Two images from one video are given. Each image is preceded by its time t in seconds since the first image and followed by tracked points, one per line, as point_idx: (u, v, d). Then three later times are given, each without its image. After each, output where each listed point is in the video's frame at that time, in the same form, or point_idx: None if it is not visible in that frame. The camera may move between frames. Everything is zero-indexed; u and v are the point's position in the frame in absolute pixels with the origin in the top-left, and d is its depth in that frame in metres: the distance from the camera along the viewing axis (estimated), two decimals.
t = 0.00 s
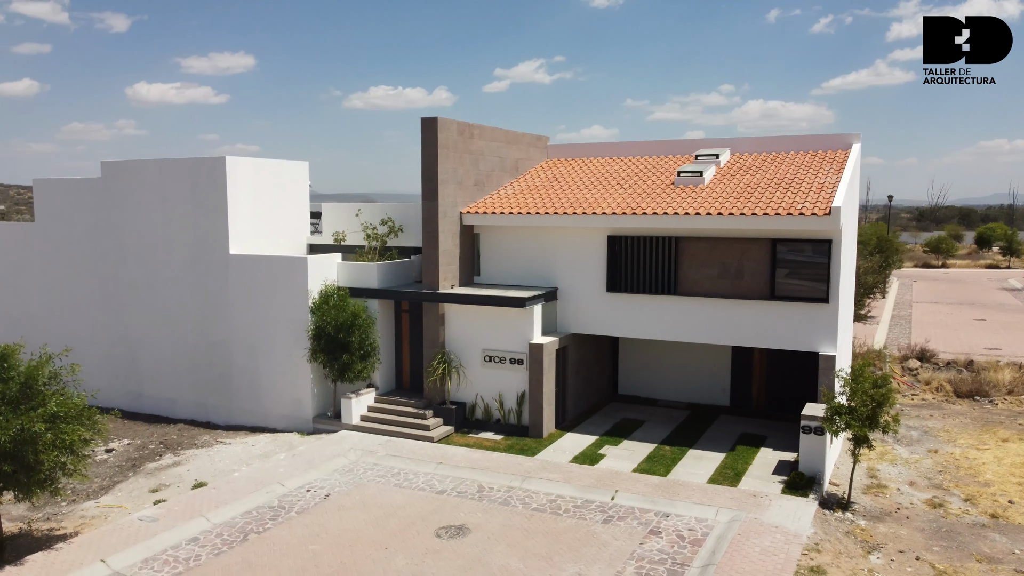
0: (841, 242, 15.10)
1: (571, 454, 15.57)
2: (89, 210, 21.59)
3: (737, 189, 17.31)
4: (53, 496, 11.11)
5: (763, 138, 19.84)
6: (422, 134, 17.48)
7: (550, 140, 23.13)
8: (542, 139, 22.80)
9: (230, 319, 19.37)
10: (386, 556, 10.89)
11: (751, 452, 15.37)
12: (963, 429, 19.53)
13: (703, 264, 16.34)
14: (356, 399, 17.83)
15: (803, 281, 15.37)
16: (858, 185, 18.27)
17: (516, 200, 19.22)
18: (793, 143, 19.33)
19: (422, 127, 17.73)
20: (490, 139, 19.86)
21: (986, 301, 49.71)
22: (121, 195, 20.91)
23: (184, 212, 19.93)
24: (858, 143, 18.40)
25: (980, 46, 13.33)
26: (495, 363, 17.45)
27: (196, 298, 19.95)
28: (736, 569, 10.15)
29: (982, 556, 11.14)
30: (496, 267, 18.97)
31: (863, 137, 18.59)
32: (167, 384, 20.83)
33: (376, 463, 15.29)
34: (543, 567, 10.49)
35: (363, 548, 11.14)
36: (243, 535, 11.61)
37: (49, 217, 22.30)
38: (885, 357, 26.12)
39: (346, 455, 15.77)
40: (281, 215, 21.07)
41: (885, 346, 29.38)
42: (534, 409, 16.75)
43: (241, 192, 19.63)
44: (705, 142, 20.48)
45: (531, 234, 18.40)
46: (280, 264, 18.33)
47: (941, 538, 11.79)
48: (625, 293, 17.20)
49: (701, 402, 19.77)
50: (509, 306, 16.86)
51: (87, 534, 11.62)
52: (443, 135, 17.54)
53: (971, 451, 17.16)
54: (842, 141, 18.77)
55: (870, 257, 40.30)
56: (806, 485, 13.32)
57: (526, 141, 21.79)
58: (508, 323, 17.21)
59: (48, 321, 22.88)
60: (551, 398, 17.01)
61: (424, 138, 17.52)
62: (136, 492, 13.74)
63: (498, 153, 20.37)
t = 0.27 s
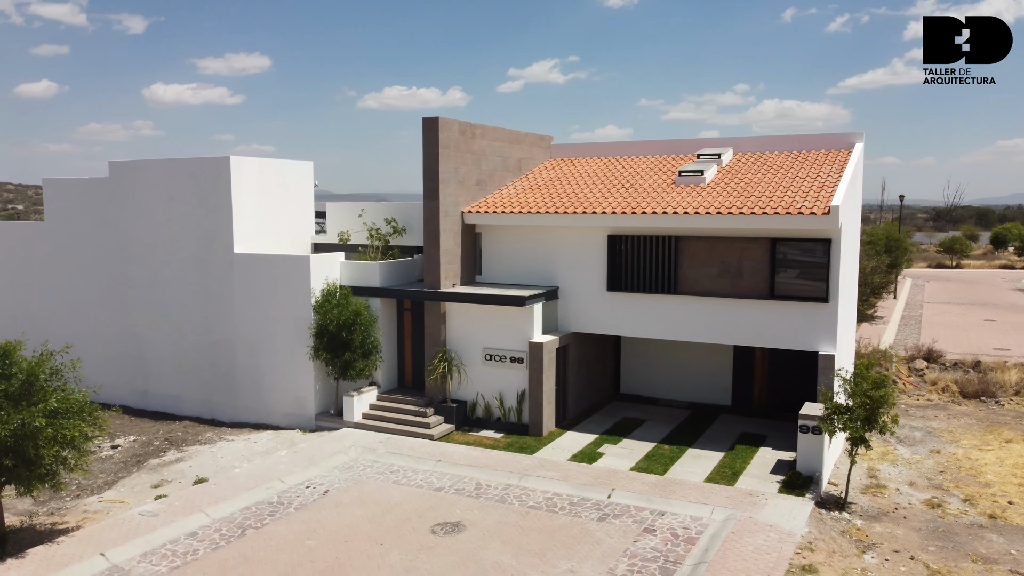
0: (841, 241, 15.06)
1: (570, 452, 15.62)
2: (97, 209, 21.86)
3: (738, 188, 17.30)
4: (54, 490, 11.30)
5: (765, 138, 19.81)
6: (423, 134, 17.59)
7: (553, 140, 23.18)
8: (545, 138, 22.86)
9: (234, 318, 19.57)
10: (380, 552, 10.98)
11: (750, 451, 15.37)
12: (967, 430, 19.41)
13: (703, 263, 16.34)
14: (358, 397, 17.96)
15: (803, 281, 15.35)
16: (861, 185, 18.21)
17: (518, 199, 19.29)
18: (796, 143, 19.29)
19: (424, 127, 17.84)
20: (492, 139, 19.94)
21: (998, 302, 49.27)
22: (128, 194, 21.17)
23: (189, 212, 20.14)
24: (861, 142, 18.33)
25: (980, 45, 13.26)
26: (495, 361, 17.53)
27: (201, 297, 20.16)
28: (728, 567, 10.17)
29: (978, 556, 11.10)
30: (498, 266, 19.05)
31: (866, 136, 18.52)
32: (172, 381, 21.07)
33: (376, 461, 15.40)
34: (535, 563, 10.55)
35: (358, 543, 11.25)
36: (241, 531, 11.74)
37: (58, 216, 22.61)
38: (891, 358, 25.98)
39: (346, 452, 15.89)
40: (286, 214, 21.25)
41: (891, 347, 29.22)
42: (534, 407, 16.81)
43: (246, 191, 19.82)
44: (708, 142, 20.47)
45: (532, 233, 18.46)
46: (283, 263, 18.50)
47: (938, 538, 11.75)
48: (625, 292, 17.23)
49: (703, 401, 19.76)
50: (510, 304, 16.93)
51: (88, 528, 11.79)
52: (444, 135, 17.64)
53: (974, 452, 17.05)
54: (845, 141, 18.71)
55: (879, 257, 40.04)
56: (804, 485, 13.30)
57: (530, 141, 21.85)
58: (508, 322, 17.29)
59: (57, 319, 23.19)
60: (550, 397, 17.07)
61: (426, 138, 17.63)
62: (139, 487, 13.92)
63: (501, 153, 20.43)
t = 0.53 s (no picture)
0: (840, 241, 15.01)
1: (569, 451, 15.66)
2: (105, 209, 22.11)
3: (739, 187, 17.28)
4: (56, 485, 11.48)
5: (768, 137, 19.77)
6: (425, 134, 17.68)
7: (557, 140, 23.23)
8: (549, 138, 22.91)
9: (238, 317, 19.75)
10: (376, 548, 11.07)
11: (749, 451, 15.35)
12: (972, 431, 19.29)
13: (703, 263, 16.34)
14: (359, 395, 18.07)
15: (802, 281, 15.32)
16: (863, 185, 18.14)
17: (520, 199, 19.35)
18: (798, 143, 19.24)
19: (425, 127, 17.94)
20: (494, 139, 20.01)
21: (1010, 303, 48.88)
22: (135, 194, 21.41)
23: (194, 212, 20.35)
24: (864, 142, 18.27)
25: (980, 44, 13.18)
26: (496, 360, 17.60)
27: (206, 296, 20.36)
28: (720, 566, 10.19)
29: (974, 557, 11.06)
30: (499, 266, 19.13)
31: (869, 136, 18.45)
32: (178, 379, 21.29)
33: (376, 458, 15.51)
34: (529, 561, 10.61)
35: (354, 540, 11.35)
36: (239, 527, 11.87)
37: (67, 216, 22.90)
38: (897, 358, 25.84)
39: (347, 449, 16.02)
40: (290, 214, 21.43)
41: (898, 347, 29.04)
42: (534, 406, 16.86)
43: (250, 191, 20.00)
44: (710, 142, 20.45)
45: (533, 232, 18.52)
46: (286, 263, 18.66)
47: (934, 538, 11.71)
48: (625, 291, 17.25)
49: (704, 401, 19.74)
50: (510, 304, 17.00)
51: (90, 523, 11.95)
52: (445, 135, 17.73)
53: (977, 453, 16.95)
54: (848, 140, 18.65)
55: (888, 257, 39.78)
56: (801, 485, 13.28)
57: (532, 141, 21.91)
58: (509, 321, 17.35)
59: (66, 317, 23.49)
60: (551, 396, 17.12)
61: (427, 139, 17.73)
62: (141, 484, 14.10)
63: (503, 153, 20.50)
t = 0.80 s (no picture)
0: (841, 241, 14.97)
1: (568, 450, 15.70)
2: (113, 209, 22.36)
3: (740, 187, 17.27)
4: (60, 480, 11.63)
5: (771, 137, 19.73)
6: (427, 134, 17.78)
7: (561, 140, 23.27)
8: (553, 138, 22.96)
9: (243, 316, 19.92)
10: (371, 545, 11.17)
11: (749, 450, 15.34)
12: (976, 432, 19.16)
13: (703, 262, 16.34)
14: (361, 394, 18.19)
15: (802, 281, 15.29)
16: (866, 185, 18.09)
17: (522, 198, 19.42)
18: (801, 142, 19.20)
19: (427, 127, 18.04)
20: (497, 139, 20.08)
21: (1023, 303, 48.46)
22: (142, 194, 21.63)
23: (200, 211, 20.55)
24: (867, 141, 18.22)
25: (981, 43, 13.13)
26: (497, 359, 17.67)
27: (211, 295, 20.55)
28: (713, 564, 10.21)
29: (970, 558, 11.02)
30: (501, 266, 19.20)
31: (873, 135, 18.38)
32: (184, 377, 21.51)
33: (376, 456, 15.62)
34: (522, 558, 10.67)
35: (351, 536, 11.45)
36: (238, 523, 12.00)
37: (76, 215, 23.18)
38: (904, 358, 25.69)
39: (348, 447, 16.14)
40: (295, 214, 21.61)
41: (905, 348, 28.87)
42: (534, 405, 16.92)
43: (255, 191, 20.18)
44: (713, 141, 20.43)
45: (535, 232, 18.58)
46: (290, 262, 18.81)
47: (931, 539, 11.68)
48: (626, 291, 17.28)
49: (706, 401, 19.72)
50: (511, 303, 17.06)
51: (92, 518, 12.12)
52: (447, 135, 17.82)
53: (980, 454, 16.85)
54: (851, 139, 18.60)
55: (898, 257, 39.55)
56: (799, 484, 13.27)
57: (536, 141, 21.97)
58: (510, 320, 17.41)
59: (75, 316, 23.79)
60: (551, 395, 17.17)
61: (429, 138, 17.82)
62: (144, 480, 14.28)
63: (506, 152, 20.57)
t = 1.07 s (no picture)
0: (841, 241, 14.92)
1: (568, 449, 15.74)
2: (121, 209, 22.61)
3: (742, 187, 17.24)
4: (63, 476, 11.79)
5: (774, 137, 19.68)
6: (429, 134, 17.87)
7: (565, 140, 23.31)
8: (557, 138, 23.00)
9: (248, 314, 20.09)
10: (368, 541, 11.26)
11: (748, 450, 15.32)
12: (981, 433, 19.03)
13: (704, 262, 16.33)
14: (364, 392, 18.31)
15: (803, 280, 15.27)
16: (869, 185, 18.00)
17: (524, 198, 19.48)
18: (804, 142, 19.13)
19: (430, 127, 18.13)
20: (500, 139, 20.15)
21: None
22: (149, 193, 21.86)
23: (206, 211, 20.74)
24: (871, 140, 18.14)
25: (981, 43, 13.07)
26: (498, 359, 17.73)
27: (217, 294, 20.73)
28: (706, 563, 10.23)
29: (967, 559, 10.97)
30: (503, 265, 19.27)
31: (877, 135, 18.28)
32: (190, 375, 21.72)
33: (377, 454, 15.73)
34: (517, 556, 10.73)
35: (348, 533, 11.55)
36: (237, 519, 12.13)
37: (85, 215, 23.47)
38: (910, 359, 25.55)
39: (349, 445, 16.25)
40: (300, 213, 21.78)
41: (913, 349, 28.70)
42: (535, 404, 16.97)
43: (260, 191, 20.36)
44: (716, 141, 20.41)
45: (537, 231, 18.63)
46: (294, 261, 18.96)
47: (928, 540, 11.64)
48: (627, 290, 17.30)
49: (708, 401, 19.70)
50: (512, 302, 17.12)
51: (94, 513, 12.29)
52: (449, 135, 17.90)
53: (983, 455, 16.75)
54: (855, 139, 18.52)
55: (907, 258, 39.30)
56: (797, 484, 13.25)
57: (540, 140, 22.02)
58: (511, 319, 17.48)
59: (85, 314, 24.07)
60: (552, 394, 17.22)
61: (431, 138, 17.92)
62: (147, 476, 14.46)
63: (509, 152, 20.63)
